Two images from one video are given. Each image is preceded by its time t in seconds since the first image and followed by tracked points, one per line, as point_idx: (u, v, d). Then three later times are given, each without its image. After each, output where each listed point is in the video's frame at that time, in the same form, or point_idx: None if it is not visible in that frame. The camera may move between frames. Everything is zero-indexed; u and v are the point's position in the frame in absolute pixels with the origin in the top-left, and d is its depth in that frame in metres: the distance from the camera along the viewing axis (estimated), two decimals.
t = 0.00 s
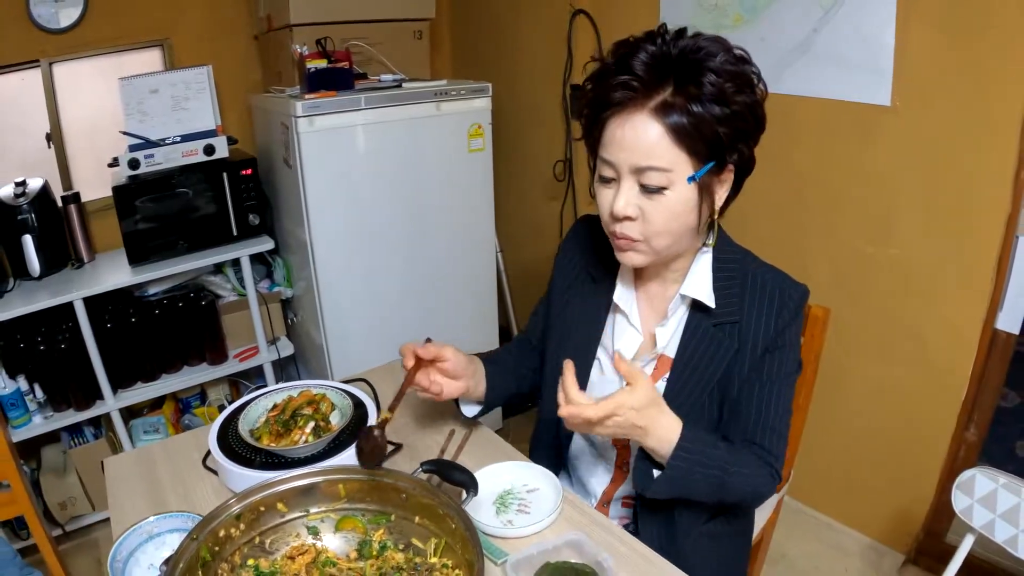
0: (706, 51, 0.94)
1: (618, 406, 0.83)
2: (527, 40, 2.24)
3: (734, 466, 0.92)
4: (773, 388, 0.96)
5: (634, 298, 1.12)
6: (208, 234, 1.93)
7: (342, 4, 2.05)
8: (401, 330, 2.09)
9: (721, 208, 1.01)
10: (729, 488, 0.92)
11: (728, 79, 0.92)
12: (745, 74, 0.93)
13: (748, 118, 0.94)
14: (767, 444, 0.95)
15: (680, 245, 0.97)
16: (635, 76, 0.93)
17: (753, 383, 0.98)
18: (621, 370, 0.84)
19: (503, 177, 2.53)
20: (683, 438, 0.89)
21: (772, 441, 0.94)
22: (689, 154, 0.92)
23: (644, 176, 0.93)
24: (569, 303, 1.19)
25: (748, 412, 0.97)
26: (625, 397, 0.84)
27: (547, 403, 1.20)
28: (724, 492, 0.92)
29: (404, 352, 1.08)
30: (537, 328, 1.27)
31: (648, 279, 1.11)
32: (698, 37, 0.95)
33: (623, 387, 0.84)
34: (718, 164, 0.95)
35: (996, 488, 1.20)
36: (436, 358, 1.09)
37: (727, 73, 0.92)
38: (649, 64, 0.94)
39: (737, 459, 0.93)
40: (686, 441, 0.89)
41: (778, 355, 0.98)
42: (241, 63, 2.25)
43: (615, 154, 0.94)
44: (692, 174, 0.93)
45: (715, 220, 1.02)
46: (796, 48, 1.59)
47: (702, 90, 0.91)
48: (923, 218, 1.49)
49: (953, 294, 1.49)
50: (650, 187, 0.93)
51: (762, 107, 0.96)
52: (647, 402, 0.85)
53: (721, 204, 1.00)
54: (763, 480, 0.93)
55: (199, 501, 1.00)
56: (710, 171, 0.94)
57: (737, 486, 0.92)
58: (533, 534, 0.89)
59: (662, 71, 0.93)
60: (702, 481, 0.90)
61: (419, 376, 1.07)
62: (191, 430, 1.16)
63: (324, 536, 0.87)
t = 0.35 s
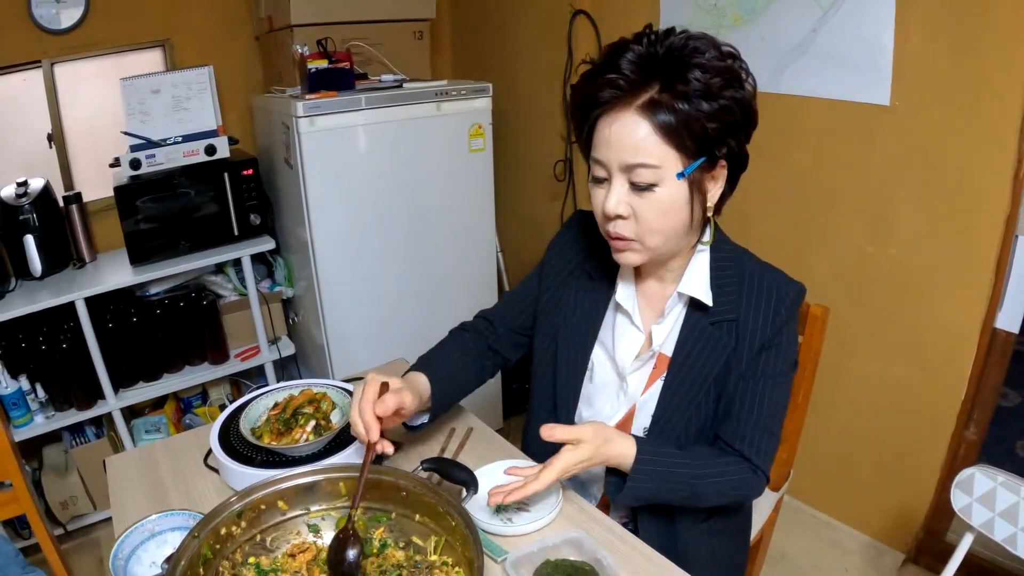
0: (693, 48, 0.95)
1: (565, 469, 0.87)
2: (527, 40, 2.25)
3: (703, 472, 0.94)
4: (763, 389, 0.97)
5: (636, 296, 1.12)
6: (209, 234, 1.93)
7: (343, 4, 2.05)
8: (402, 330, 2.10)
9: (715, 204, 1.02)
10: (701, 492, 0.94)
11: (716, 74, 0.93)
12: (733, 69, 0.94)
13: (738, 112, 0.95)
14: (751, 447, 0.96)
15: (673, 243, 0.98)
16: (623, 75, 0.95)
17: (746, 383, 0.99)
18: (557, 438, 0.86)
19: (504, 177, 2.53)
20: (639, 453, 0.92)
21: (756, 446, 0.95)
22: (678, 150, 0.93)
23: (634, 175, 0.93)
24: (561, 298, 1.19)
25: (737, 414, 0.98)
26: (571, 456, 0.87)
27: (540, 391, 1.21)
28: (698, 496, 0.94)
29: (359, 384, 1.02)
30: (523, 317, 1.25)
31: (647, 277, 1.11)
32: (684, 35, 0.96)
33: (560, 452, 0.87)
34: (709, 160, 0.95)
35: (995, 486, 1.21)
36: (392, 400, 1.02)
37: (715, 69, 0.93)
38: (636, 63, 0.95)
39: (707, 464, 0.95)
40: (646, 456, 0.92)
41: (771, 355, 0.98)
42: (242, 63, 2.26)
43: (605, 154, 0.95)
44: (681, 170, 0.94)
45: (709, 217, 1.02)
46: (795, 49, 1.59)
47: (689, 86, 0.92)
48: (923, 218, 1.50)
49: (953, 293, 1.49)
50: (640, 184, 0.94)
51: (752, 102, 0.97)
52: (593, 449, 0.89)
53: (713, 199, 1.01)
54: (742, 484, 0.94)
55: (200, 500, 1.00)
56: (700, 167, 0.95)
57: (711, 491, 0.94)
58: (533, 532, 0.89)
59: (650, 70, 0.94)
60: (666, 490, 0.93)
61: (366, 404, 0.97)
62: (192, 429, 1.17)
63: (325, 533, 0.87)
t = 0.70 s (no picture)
0: (689, 48, 0.95)
1: (540, 467, 0.88)
2: (529, 41, 2.24)
3: (688, 471, 0.94)
4: (759, 386, 0.97)
5: (634, 295, 1.12)
6: (211, 235, 1.93)
7: (345, 5, 2.05)
8: (404, 331, 2.09)
9: (714, 202, 1.02)
10: (685, 490, 0.93)
11: (712, 73, 0.92)
12: (729, 68, 0.93)
13: (735, 111, 0.95)
14: (743, 446, 0.95)
15: (673, 242, 0.98)
16: (619, 75, 0.95)
17: (744, 380, 0.98)
18: (533, 440, 0.87)
19: (506, 177, 2.53)
20: (622, 453, 0.92)
21: (748, 447, 0.95)
22: (674, 149, 0.92)
23: (632, 174, 0.93)
24: (560, 294, 1.19)
25: (732, 412, 0.98)
26: (545, 457, 0.88)
27: (536, 386, 1.22)
28: (681, 494, 0.93)
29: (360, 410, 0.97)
30: (521, 309, 1.25)
31: (646, 275, 1.10)
32: (680, 35, 0.96)
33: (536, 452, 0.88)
34: (707, 159, 0.95)
35: (1000, 489, 1.21)
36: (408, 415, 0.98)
37: (711, 68, 0.92)
38: (632, 63, 0.95)
39: (692, 463, 0.94)
40: (627, 454, 0.92)
41: (769, 352, 0.98)
42: (244, 63, 2.26)
43: (603, 154, 0.95)
44: (679, 169, 0.93)
45: (709, 216, 1.02)
46: (798, 49, 1.59)
47: (685, 85, 0.92)
48: (926, 219, 1.49)
49: (956, 294, 1.49)
50: (638, 184, 0.93)
51: (749, 101, 0.96)
52: (570, 451, 0.89)
53: (712, 198, 1.00)
54: (730, 483, 0.94)
55: (203, 503, 1.00)
56: (698, 166, 0.94)
57: (694, 491, 0.93)
58: (537, 534, 0.89)
59: (646, 70, 0.94)
60: (649, 490, 0.93)
61: (386, 430, 0.93)
62: (195, 431, 1.17)
63: (328, 537, 0.87)
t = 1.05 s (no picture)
0: (687, 44, 0.94)
1: (545, 461, 0.87)
2: (531, 40, 2.23)
3: (691, 469, 0.92)
4: (764, 385, 0.95)
5: (640, 293, 1.10)
6: (212, 235, 1.92)
7: (347, 5, 2.04)
8: (406, 331, 2.08)
9: (716, 197, 1.01)
10: (687, 490, 0.92)
11: (711, 68, 0.92)
12: (727, 62, 0.93)
13: (734, 105, 0.94)
14: (747, 446, 0.94)
15: (676, 239, 0.97)
16: (617, 73, 0.94)
17: (749, 379, 0.97)
18: (538, 433, 0.85)
19: (509, 177, 2.52)
20: (626, 451, 0.91)
21: (752, 447, 0.94)
22: (674, 144, 0.91)
23: (632, 171, 0.92)
24: (565, 294, 1.18)
25: (737, 411, 0.96)
26: (551, 451, 0.87)
27: (540, 385, 1.21)
28: (684, 494, 0.92)
29: (371, 405, 0.97)
30: (525, 308, 1.24)
31: (651, 273, 1.10)
32: (677, 32, 0.96)
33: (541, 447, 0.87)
34: (707, 154, 0.94)
35: (1006, 491, 1.20)
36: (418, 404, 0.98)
37: (709, 63, 0.92)
38: (630, 60, 0.94)
39: (695, 461, 0.93)
40: (631, 450, 0.91)
41: (775, 351, 0.97)
42: (246, 63, 2.25)
43: (603, 152, 0.94)
44: (679, 164, 0.92)
45: (711, 212, 1.01)
46: (803, 49, 1.58)
47: (684, 80, 0.91)
48: (932, 219, 1.48)
49: (963, 296, 1.47)
50: (639, 180, 0.92)
51: (748, 96, 0.95)
52: (574, 446, 0.88)
53: (714, 194, 0.99)
54: (734, 483, 0.93)
55: (204, 507, 0.99)
56: (698, 161, 0.93)
57: (696, 489, 0.92)
58: (541, 539, 0.88)
59: (645, 67, 0.93)
60: (652, 488, 0.91)
61: (400, 424, 0.93)
62: (196, 433, 1.16)
63: (330, 541, 0.86)
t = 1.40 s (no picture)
0: (687, 40, 0.92)
1: (551, 466, 0.86)
2: (535, 39, 2.22)
3: (701, 475, 0.91)
4: (773, 389, 0.94)
5: (645, 294, 1.09)
6: (213, 235, 1.91)
7: (349, 3, 2.03)
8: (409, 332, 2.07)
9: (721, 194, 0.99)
10: (697, 496, 0.90)
11: (711, 62, 0.90)
12: (728, 57, 0.91)
13: (737, 100, 0.92)
14: (757, 451, 0.92)
15: (680, 238, 0.95)
16: (617, 70, 0.92)
17: (758, 383, 0.95)
18: (543, 437, 0.84)
19: (512, 176, 2.50)
20: (633, 457, 0.89)
21: (762, 452, 0.92)
22: (674, 140, 0.90)
23: (633, 168, 0.91)
24: (568, 294, 1.16)
25: (746, 416, 0.95)
26: (556, 456, 0.85)
27: (542, 385, 1.19)
28: (693, 501, 0.90)
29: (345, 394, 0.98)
30: (527, 305, 1.22)
31: (656, 273, 1.08)
32: (676, 28, 0.94)
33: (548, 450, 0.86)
34: (709, 150, 0.92)
35: (1016, 496, 1.19)
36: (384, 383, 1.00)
37: (710, 57, 0.90)
38: (629, 57, 0.93)
39: (704, 467, 0.92)
40: (640, 456, 0.89)
41: (784, 355, 0.95)
42: (248, 62, 2.24)
43: (603, 151, 0.93)
44: (680, 160, 0.91)
45: (716, 210, 0.99)
46: (810, 48, 1.56)
47: (684, 75, 0.89)
48: (940, 219, 1.46)
49: (971, 297, 1.46)
50: (640, 178, 0.91)
51: (751, 91, 0.93)
52: (581, 452, 0.86)
53: (719, 191, 0.97)
54: (744, 488, 0.91)
55: (204, 512, 0.97)
56: (701, 157, 0.92)
57: (706, 495, 0.90)
58: (547, 546, 0.86)
59: (644, 63, 0.92)
60: (661, 495, 0.89)
61: (370, 408, 0.95)
62: (197, 436, 1.14)
63: (332, 548, 0.85)
